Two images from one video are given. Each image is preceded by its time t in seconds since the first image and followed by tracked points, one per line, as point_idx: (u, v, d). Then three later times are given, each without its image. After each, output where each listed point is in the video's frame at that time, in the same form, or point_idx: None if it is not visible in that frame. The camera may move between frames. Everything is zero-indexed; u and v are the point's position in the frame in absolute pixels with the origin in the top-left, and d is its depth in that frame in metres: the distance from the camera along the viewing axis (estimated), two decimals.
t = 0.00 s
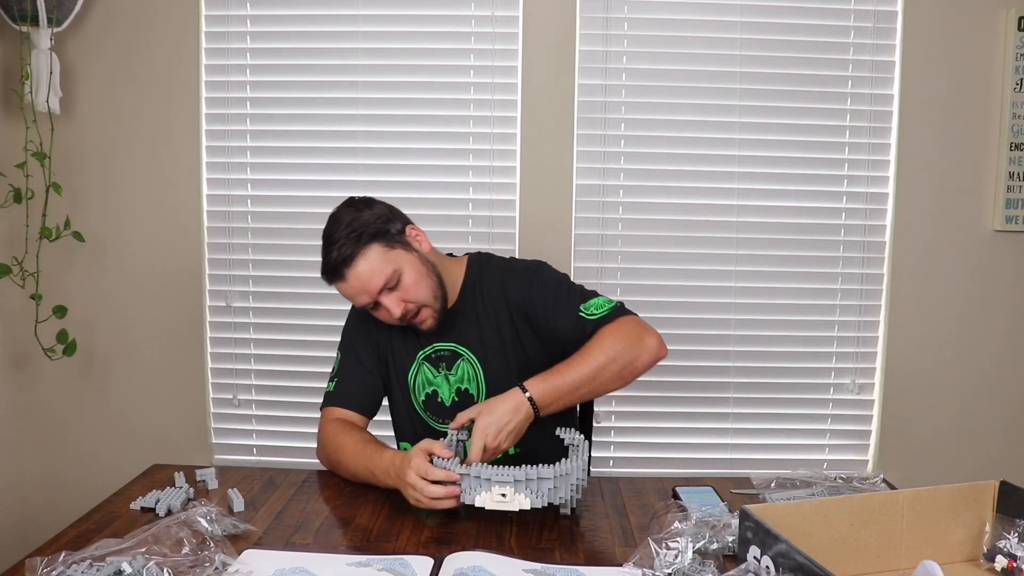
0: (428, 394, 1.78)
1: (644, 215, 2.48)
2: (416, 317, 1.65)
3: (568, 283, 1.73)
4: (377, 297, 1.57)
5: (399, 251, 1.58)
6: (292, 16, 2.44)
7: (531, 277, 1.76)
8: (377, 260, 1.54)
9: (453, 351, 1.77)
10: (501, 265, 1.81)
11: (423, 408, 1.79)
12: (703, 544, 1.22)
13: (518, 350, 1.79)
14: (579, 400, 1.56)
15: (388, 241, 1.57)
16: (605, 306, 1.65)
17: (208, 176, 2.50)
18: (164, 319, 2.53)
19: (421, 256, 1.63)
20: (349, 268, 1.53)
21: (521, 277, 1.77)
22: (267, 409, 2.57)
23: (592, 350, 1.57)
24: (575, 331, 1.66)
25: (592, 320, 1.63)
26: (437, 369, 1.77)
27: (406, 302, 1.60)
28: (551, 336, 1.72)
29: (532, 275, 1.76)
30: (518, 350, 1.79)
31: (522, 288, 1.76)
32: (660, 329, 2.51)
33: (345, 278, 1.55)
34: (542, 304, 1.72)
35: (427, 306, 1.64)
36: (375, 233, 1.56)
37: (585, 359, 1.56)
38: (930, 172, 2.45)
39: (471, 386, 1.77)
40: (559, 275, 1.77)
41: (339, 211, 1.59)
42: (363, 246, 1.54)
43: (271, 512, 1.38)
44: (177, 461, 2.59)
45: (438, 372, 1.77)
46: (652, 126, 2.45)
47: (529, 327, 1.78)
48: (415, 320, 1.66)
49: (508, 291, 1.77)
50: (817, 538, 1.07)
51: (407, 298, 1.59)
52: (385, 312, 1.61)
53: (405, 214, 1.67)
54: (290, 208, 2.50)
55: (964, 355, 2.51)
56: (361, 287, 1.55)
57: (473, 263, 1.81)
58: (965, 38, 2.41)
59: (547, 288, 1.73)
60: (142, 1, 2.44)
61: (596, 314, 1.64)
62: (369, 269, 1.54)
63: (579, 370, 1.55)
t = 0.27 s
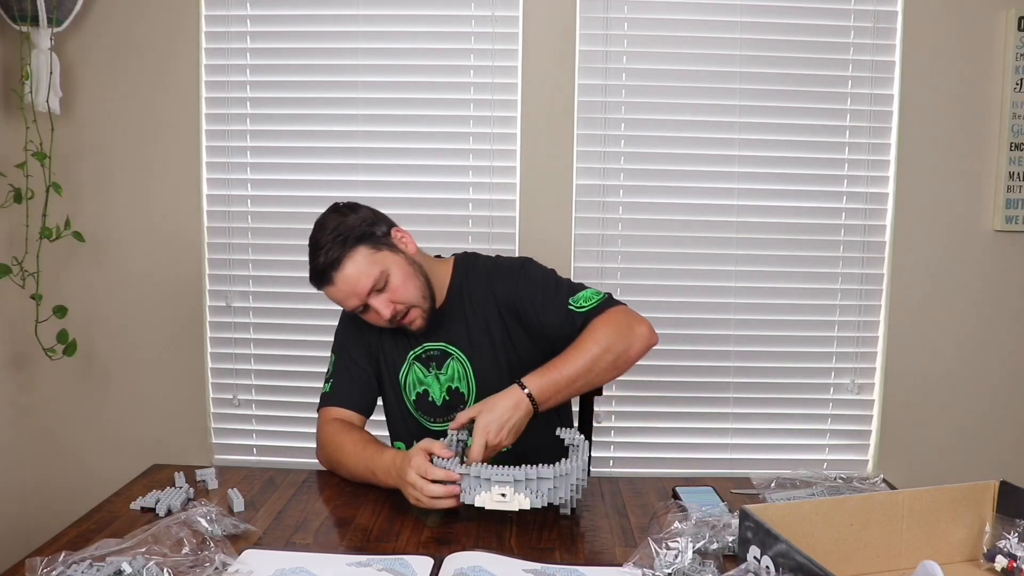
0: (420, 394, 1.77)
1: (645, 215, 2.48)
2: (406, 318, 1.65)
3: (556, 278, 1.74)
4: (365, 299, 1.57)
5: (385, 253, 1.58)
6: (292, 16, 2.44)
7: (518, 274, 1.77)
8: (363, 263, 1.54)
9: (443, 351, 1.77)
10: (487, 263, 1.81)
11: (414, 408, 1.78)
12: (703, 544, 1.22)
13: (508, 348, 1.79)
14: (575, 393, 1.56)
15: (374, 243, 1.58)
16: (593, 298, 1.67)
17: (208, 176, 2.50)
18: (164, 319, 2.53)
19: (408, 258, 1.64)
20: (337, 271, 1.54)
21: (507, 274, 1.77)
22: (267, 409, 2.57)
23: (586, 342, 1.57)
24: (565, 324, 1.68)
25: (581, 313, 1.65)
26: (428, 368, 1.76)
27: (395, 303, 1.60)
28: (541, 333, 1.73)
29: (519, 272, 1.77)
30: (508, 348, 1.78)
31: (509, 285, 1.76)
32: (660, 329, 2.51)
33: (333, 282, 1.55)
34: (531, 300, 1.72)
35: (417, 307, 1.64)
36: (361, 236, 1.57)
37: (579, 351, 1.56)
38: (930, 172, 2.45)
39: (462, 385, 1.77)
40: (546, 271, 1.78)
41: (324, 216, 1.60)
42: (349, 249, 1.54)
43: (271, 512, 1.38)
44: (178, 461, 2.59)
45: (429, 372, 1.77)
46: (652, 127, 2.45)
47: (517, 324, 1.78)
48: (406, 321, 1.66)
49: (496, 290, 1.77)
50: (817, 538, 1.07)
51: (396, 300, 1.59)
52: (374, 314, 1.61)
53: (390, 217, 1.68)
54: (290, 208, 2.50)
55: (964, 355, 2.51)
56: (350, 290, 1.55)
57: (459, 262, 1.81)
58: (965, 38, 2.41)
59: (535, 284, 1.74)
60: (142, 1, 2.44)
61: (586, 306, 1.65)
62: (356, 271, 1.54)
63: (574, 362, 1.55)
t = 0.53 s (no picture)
0: (415, 394, 1.77)
1: (645, 215, 2.48)
2: (400, 318, 1.65)
3: (549, 276, 1.74)
4: (358, 302, 1.57)
5: (376, 255, 1.58)
6: (291, 16, 2.44)
7: (511, 273, 1.76)
8: (355, 266, 1.55)
9: (437, 351, 1.76)
10: (479, 263, 1.81)
11: (410, 407, 1.78)
12: (703, 544, 1.22)
13: (502, 348, 1.78)
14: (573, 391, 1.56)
15: (365, 246, 1.58)
16: (587, 295, 1.66)
17: (208, 176, 2.50)
18: (164, 319, 2.53)
19: (400, 259, 1.64)
20: (329, 276, 1.54)
21: (500, 274, 1.77)
22: (267, 409, 2.57)
23: (582, 339, 1.57)
24: (559, 323, 1.67)
25: (574, 311, 1.65)
26: (423, 368, 1.76)
27: (388, 305, 1.60)
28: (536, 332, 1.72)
29: (511, 271, 1.77)
30: (502, 347, 1.78)
31: (502, 284, 1.76)
32: (660, 329, 2.51)
33: (326, 286, 1.55)
34: (524, 299, 1.72)
35: (410, 307, 1.65)
36: (351, 239, 1.57)
37: (575, 348, 1.56)
38: (930, 172, 2.45)
39: (456, 385, 1.76)
40: (540, 269, 1.77)
41: (314, 221, 1.60)
42: (340, 253, 1.54)
43: (271, 512, 1.38)
44: (178, 461, 2.59)
45: (424, 372, 1.76)
46: (652, 126, 2.45)
47: (512, 323, 1.78)
48: (400, 322, 1.66)
49: (489, 289, 1.77)
50: (817, 538, 1.07)
51: (389, 301, 1.59)
52: (368, 316, 1.61)
53: (380, 220, 1.67)
54: (290, 208, 2.50)
55: (964, 355, 2.51)
56: (342, 294, 1.55)
57: (452, 263, 1.81)
58: (965, 38, 2.41)
59: (528, 283, 1.74)
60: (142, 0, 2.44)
61: (579, 303, 1.65)
62: (348, 275, 1.54)
63: (572, 359, 1.55)
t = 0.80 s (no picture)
0: (413, 393, 1.77)
1: (644, 215, 2.48)
2: (399, 318, 1.65)
3: (548, 275, 1.74)
4: (356, 303, 1.57)
5: (374, 256, 1.58)
6: (291, 16, 2.44)
7: (509, 273, 1.76)
8: (352, 267, 1.54)
9: (434, 351, 1.76)
10: (476, 263, 1.81)
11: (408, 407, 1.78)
12: (703, 544, 1.22)
13: (500, 347, 1.78)
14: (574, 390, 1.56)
15: (361, 248, 1.58)
16: (586, 293, 1.66)
17: (208, 176, 2.50)
18: (164, 319, 2.53)
19: (397, 259, 1.63)
20: (326, 278, 1.54)
21: (497, 273, 1.77)
22: (267, 409, 2.57)
23: (583, 338, 1.57)
24: (559, 322, 1.67)
25: (574, 309, 1.65)
26: (421, 368, 1.76)
27: (386, 305, 1.60)
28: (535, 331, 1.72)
29: (509, 270, 1.77)
30: (501, 347, 1.78)
31: (499, 284, 1.76)
32: (659, 330, 2.51)
33: (324, 288, 1.55)
34: (522, 299, 1.72)
35: (408, 307, 1.64)
36: (348, 241, 1.57)
37: (577, 347, 1.56)
38: (930, 172, 2.45)
39: (454, 385, 1.76)
40: (538, 268, 1.77)
41: (311, 224, 1.60)
42: (337, 254, 1.54)
43: (272, 512, 1.38)
44: (178, 461, 2.59)
45: (422, 372, 1.76)
46: (652, 126, 2.45)
47: (510, 322, 1.78)
48: (399, 322, 1.66)
49: (487, 289, 1.77)
50: (817, 538, 1.07)
51: (387, 302, 1.59)
52: (367, 317, 1.61)
53: (377, 221, 1.68)
54: (290, 208, 2.50)
55: (964, 355, 2.51)
56: (340, 295, 1.55)
57: (449, 263, 1.81)
58: (965, 38, 2.41)
59: (526, 282, 1.74)
60: None
61: (578, 302, 1.65)
62: (346, 276, 1.54)
63: (573, 359, 1.55)
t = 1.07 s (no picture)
0: (410, 394, 1.77)
1: (644, 215, 2.48)
2: (394, 321, 1.65)
3: (545, 274, 1.74)
4: (351, 307, 1.57)
5: (367, 259, 1.58)
6: (291, 16, 2.44)
7: (507, 272, 1.76)
8: (346, 271, 1.54)
9: (431, 352, 1.76)
10: (473, 263, 1.81)
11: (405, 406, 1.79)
12: (703, 544, 1.22)
13: (498, 347, 1.78)
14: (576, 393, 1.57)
15: (355, 251, 1.57)
16: (584, 293, 1.66)
17: (208, 176, 2.50)
18: (164, 319, 2.53)
19: (391, 262, 1.63)
20: (320, 282, 1.54)
21: (494, 273, 1.77)
22: (267, 409, 2.57)
23: (583, 341, 1.56)
24: (557, 322, 1.67)
25: (572, 309, 1.64)
26: (418, 369, 1.76)
27: (381, 308, 1.60)
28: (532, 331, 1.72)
29: (506, 270, 1.76)
30: (499, 347, 1.78)
31: (496, 283, 1.75)
32: (659, 330, 2.51)
33: (318, 293, 1.55)
34: (519, 298, 1.72)
35: (403, 310, 1.64)
36: (341, 245, 1.57)
37: (577, 349, 1.56)
38: (929, 172, 2.45)
39: (451, 386, 1.76)
40: (536, 267, 1.77)
41: (304, 230, 1.60)
42: (331, 259, 1.54)
43: (271, 512, 1.38)
44: (178, 461, 2.58)
45: (419, 372, 1.76)
46: (652, 127, 2.45)
47: (507, 322, 1.78)
48: (394, 324, 1.66)
49: (484, 289, 1.77)
50: (817, 538, 1.07)
51: (382, 304, 1.59)
52: (363, 321, 1.61)
53: (370, 224, 1.67)
54: (290, 208, 2.50)
55: (964, 355, 2.51)
56: (335, 300, 1.55)
57: (445, 264, 1.81)
58: (965, 38, 2.41)
59: (523, 282, 1.73)
60: None
61: (577, 302, 1.64)
62: (340, 280, 1.54)
63: (574, 361, 1.55)
